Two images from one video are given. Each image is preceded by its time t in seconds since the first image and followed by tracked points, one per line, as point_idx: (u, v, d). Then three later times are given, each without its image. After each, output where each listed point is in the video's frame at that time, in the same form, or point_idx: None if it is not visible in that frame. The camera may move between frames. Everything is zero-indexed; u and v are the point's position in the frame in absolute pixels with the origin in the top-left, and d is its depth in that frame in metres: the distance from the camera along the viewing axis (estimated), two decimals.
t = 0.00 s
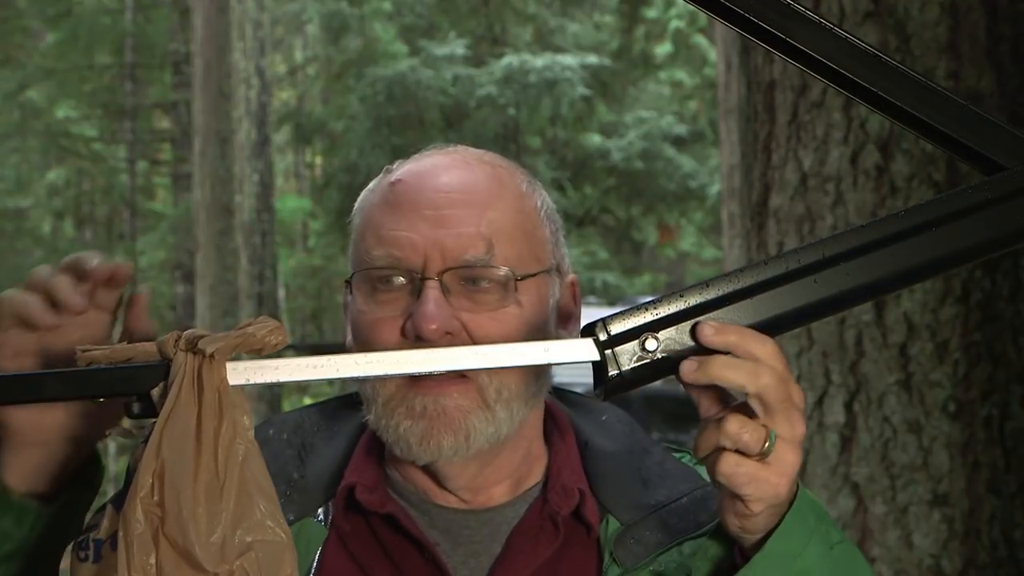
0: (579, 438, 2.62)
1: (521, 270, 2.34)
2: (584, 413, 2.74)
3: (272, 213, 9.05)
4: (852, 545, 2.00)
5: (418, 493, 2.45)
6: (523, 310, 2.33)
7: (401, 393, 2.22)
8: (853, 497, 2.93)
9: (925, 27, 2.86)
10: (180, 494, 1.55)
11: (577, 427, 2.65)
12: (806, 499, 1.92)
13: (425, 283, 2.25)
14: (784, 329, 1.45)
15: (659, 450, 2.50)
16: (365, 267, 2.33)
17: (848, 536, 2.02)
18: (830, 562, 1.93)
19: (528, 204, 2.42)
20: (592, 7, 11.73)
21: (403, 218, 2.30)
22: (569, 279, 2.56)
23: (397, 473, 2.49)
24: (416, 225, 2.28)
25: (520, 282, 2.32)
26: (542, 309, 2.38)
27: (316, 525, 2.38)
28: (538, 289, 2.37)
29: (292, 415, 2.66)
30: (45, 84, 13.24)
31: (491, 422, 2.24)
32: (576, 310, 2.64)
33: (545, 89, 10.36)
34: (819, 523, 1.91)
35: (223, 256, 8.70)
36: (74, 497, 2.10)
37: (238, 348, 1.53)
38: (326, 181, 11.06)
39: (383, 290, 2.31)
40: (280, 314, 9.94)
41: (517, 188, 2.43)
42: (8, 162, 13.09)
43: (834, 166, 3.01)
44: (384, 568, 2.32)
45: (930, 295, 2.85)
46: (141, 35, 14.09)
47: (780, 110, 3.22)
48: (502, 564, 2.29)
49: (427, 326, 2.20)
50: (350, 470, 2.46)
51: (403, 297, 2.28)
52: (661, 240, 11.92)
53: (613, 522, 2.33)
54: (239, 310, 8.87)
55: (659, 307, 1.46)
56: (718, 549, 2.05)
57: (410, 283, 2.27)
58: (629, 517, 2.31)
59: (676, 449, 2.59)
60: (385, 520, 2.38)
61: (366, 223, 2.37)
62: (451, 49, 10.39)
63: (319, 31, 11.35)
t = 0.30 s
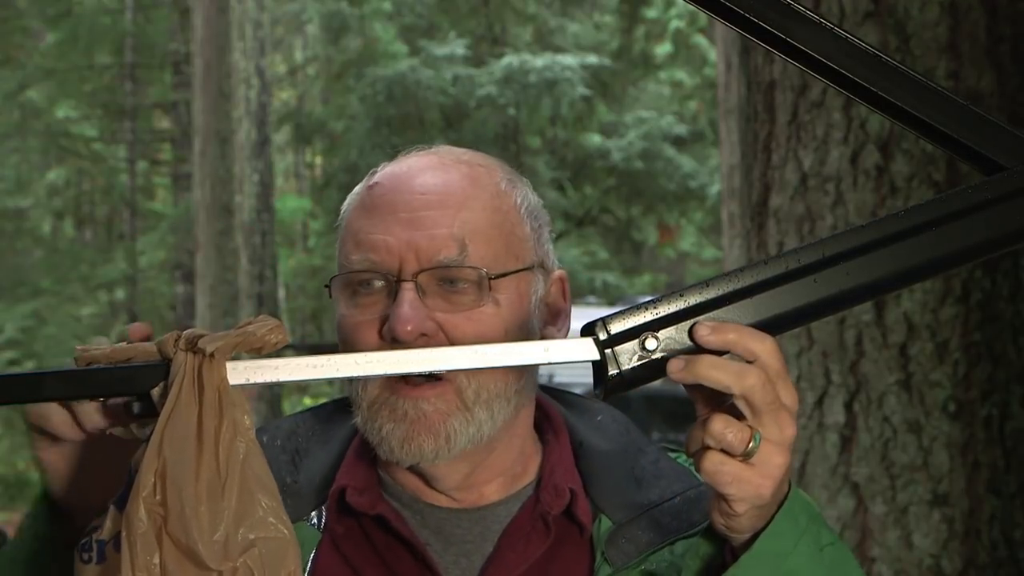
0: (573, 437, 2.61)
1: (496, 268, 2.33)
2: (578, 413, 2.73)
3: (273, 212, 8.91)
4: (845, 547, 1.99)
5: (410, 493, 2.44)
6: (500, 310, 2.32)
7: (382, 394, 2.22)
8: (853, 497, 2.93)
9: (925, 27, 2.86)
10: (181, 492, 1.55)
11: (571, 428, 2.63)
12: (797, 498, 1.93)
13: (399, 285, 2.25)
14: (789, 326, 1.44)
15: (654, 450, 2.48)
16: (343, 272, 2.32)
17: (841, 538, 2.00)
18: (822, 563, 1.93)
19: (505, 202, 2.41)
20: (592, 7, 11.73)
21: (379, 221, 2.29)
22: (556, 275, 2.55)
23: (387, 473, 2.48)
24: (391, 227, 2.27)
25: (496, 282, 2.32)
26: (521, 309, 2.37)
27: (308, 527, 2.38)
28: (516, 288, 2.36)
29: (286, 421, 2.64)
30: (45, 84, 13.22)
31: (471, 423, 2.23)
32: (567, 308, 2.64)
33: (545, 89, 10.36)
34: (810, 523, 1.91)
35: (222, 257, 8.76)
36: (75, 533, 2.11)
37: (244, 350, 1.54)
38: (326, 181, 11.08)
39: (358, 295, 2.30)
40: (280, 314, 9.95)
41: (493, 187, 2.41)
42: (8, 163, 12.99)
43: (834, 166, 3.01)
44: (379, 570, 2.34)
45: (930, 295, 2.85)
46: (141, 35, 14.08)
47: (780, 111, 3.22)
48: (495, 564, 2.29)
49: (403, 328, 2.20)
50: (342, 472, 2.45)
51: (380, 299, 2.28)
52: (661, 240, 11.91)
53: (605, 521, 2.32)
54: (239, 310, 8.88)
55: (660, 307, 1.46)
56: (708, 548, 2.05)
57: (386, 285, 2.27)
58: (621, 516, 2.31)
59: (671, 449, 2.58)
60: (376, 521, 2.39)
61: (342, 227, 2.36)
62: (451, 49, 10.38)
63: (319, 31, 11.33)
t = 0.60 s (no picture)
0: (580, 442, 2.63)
1: (530, 261, 2.50)
2: (585, 417, 2.75)
3: (272, 213, 8.91)
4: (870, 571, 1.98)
5: (419, 492, 2.49)
6: (535, 299, 2.47)
7: (425, 386, 2.24)
8: (853, 497, 2.92)
9: (925, 27, 2.86)
10: (215, 482, 1.53)
11: (578, 432, 2.65)
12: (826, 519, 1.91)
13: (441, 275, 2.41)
14: (780, 328, 1.43)
15: (659, 454, 2.47)
16: (383, 264, 2.47)
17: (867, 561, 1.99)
18: None
19: (530, 202, 2.59)
20: (592, 7, 11.73)
21: (417, 215, 2.45)
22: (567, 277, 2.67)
23: (395, 473, 2.53)
24: (430, 220, 2.43)
25: (531, 272, 2.48)
26: (549, 300, 2.53)
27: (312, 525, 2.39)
28: (544, 281, 2.52)
29: (294, 419, 2.68)
30: (45, 84, 13.21)
31: (511, 410, 2.30)
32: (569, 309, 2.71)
33: (545, 89, 10.35)
34: (838, 544, 1.89)
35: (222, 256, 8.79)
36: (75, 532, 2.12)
37: (259, 345, 1.49)
38: (326, 181, 11.08)
39: (400, 286, 2.45)
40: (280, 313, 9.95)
41: (518, 187, 2.59)
42: (8, 162, 13.06)
43: (834, 166, 3.01)
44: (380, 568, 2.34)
45: (930, 295, 2.85)
46: (141, 35, 14.07)
47: (780, 111, 3.22)
48: (496, 564, 2.30)
49: (451, 316, 2.36)
50: (346, 472, 2.47)
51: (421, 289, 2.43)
52: (661, 240, 11.94)
53: (609, 525, 2.30)
54: (238, 310, 8.90)
55: (659, 307, 1.42)
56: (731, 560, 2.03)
57: (427, 276, 2.42)
58: (624, 520, 2.29)
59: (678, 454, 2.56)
60: (380, 520, 2.39)
61: (376, 221, 2.51)
62: (451, 49, 10.38)
63: (319, 31, 11.32)
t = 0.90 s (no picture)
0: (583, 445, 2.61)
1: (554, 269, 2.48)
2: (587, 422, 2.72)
3: (272, 213, 8.93)
4: None
5: (424, 492, 2.48)
6: (556, 305, 2.45)
7: (442, 391, 2.29)
8: (853, 497, 2.91)
9: (925, 27, 2.86)
10: (185, 482, 1.48)
11: (581, 436, 2.62)
12: None
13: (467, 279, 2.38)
14: (753, 338, 1.33)
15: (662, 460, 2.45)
16: (406, 264, 2.44)
17: None
18: None
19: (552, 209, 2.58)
20: (592, 7, 11.74)
21: (442, 215, 2.43)
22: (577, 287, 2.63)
23: (401, 475, 2.53)
24: (456, 221, 2.42)
25: (553, 278, 2.46)
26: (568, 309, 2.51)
27: (316, 524, 2.37)
28: (564, 289, 2.50)
29: (296, 420, 2.66)
30: (45, 84, 13.22)
31: (528, 419, 2.33)
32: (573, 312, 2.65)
33: (545, 89, 10.35)
34: None
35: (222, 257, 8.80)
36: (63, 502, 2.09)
37: (256, 342, 1.43)
38: (326, 181, 11.08)
39: (423, 287, 2.43)
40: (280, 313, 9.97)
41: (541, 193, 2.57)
42: (8, 163, 13.07)
43: (834, 166, 3.01)
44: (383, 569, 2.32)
45: (930, 295, 2.85)
46: (141, 35, 14.07)
47: (780, 111, 3.22)
48: (500, 566, 2.30)
49: (478, 322, 2.33)
50: (351, 470, 2.46)
51: (446, 291, 2.40)
52: (661, 240, 11.95)
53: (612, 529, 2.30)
54: (238, 310, 8.90)
55: (659, 307, 1.34)
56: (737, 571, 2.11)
57: (451, 279, 2.40)
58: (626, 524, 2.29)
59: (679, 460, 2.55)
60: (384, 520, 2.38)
61: (399, 219, 2.48)
62: (451, 49, 10.38)
63: (319, 32, 11.33)
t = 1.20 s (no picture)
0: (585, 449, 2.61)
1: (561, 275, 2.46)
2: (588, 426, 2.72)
3: (273, 212, 8.94)
4: None
5: (426, 493, 2.48)
6: (560, 313, 2.42)
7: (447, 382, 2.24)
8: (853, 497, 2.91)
9: (925, 27, 2.87)
10: (186, 483, 1.48)
11: (584, 441, 2.62)
12: None
13: (472, 280, 2.36)
14: (754, 339, 1.32)
15: (663, 466, 2.45)
16: (413, 262, 2.44)
17: None
18: None
19: (561, 215, 2.56)
20: (592, 7, 11.74)
21: (451, 216, 2.43)
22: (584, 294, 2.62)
23: (404, 476, 2.53)
24: (464, 223, 2.41)
25: (559, 284, 2.43)
26: (573, 316, 2.48)
27: (317, 530, 2.37)
28: (570, 297, 2.47)
29: (294, 425, 2.67)
30: (45, 84, 13.21)
31: (527, 418, 2.32)
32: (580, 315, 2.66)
33: (545, 89, 10.34)
34: None
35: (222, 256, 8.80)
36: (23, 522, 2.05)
37: (254, 342, 1.42)
38: (326, 180, 11.05)
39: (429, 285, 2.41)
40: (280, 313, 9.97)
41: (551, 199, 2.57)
42: (8, 162, 13.08)
43: (834, 166, 3.00)
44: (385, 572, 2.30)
45: (930, 295, 2.85)
46: (141, 35, 14.03)
47: (780, 111, 3.22)
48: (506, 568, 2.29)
49: (480, 323, 2.29)
50: (352, 474, 2.46)
51: (451, 294, 2.37)
52: (661, 240, 11.98)
53: (617, 534, 2.29)
54: (238, 310, 8.90)
55: (659, 307, 1.33)
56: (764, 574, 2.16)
57: (457, 279, 2.37)
58: (631, 530, 2.28)
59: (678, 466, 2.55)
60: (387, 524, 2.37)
61: (410, 219, 2.49)
62: (451, 49, 10.38)
63: (319, 32, 11.34)
